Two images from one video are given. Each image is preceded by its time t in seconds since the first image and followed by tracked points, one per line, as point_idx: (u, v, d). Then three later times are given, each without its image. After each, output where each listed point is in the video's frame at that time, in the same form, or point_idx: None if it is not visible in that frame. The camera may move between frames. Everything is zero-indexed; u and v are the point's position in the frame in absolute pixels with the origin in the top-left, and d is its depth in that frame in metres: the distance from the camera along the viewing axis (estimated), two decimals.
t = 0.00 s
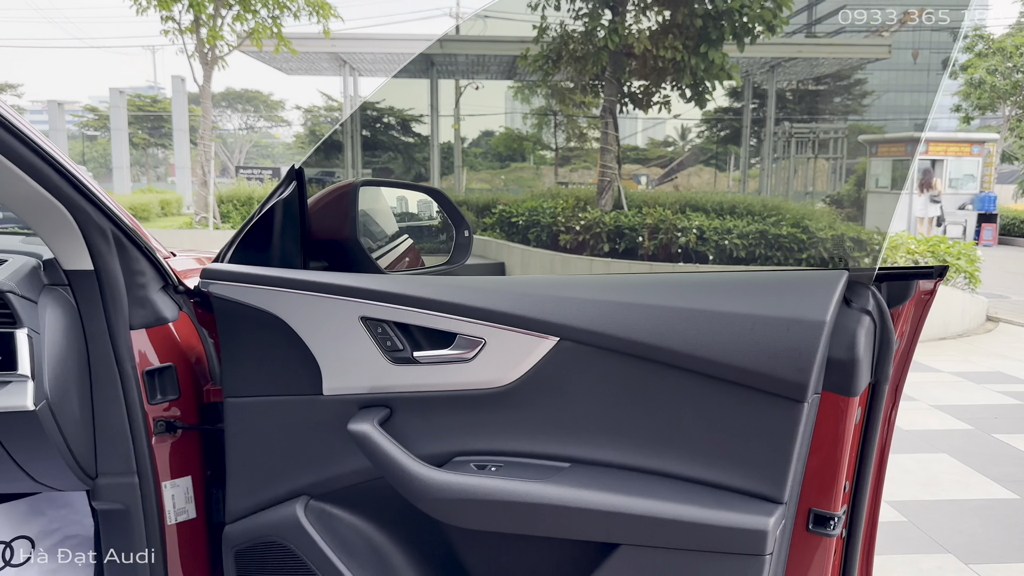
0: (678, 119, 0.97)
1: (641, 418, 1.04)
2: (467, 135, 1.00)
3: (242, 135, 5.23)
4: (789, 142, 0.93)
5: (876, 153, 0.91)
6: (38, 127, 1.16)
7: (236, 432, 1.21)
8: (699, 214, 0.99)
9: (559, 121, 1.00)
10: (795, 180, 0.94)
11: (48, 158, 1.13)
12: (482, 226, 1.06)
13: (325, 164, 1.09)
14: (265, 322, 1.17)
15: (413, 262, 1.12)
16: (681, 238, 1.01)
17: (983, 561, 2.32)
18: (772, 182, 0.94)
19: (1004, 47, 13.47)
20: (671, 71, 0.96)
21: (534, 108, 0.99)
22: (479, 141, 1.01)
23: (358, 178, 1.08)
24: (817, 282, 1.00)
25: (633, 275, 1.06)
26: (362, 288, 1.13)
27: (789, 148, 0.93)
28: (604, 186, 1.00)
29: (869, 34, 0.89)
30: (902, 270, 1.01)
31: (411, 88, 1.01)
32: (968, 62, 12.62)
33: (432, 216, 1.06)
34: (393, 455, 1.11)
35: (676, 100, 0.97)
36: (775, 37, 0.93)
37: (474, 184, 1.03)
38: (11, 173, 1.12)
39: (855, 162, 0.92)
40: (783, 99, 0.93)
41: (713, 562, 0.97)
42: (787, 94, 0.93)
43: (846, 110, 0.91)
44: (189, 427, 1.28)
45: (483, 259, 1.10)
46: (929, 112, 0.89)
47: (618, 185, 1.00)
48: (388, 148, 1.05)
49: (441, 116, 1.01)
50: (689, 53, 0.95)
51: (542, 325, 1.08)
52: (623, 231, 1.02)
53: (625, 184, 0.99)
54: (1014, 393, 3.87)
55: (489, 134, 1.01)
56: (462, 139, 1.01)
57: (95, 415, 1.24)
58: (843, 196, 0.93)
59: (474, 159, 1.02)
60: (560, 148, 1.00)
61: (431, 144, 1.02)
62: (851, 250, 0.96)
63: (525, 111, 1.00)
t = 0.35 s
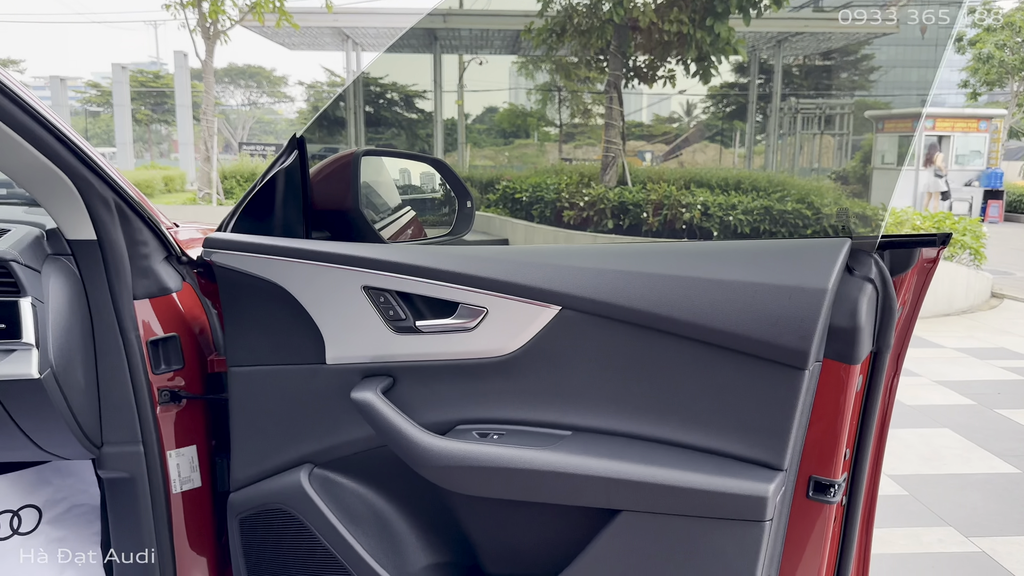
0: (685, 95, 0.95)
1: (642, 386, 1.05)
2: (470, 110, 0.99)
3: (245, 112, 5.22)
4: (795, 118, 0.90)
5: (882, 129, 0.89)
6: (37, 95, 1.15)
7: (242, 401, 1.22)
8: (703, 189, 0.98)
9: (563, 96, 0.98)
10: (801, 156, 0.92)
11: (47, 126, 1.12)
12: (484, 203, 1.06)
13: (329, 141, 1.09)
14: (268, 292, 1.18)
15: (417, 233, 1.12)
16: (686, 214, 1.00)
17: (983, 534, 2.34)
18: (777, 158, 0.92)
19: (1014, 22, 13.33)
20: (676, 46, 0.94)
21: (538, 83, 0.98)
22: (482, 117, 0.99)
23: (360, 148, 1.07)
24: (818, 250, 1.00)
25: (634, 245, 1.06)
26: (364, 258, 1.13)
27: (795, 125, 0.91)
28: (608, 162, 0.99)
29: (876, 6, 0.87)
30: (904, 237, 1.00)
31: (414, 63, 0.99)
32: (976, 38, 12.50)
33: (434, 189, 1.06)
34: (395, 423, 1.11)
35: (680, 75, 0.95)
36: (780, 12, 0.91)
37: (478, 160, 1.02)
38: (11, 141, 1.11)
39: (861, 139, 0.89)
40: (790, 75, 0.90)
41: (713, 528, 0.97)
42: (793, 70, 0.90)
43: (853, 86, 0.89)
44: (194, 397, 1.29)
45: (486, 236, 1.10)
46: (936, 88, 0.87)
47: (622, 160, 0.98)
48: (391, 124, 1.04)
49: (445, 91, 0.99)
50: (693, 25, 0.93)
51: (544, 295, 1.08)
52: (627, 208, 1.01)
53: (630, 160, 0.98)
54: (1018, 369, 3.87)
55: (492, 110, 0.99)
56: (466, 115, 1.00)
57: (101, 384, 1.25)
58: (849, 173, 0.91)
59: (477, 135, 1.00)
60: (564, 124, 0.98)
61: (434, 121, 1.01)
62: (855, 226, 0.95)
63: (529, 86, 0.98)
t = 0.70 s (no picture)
0: (689, 70, 0.94)
1: (644, 358, 1.05)
2: (474, 88, 0.98)
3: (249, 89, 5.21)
4: (801, 95, 0.90)
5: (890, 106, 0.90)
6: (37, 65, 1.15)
7: (246, 373, 1.23)
8: (708, 165, 0.97)
9: (568, 73, 0.96)
10: (807, 134, 0.92)
11: (47, 96, 1.12)
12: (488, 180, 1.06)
13: (332, 118, 1.08)
14: (271, 265, 1.18)
15: (419, 207, 1.13)
16: (691, 190, 1.00)
17: (985, 510, 2.35)
18: (784, 135, 0.92)
19: None
20: (682, 20, 0.94)
21: (542, 60, 0.95)
22: (486, 94, 0.98)
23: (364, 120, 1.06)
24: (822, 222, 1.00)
25: (637, 217, 1.05)
26: (367, 230, 1.13)
27: (801, 102, 0.90)
28: (613, 138, 0.97)
29: None
30: (908, 206, 1.00)
31: (416, 38, 0.98)
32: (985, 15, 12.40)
33: (438, 164, 1.07)
34: (398, 395, 1.12)
35: (687, 51, 0.94)
36: None
37: (482, 138, 1.01)
38: (12, 112, 1.11)
39: (868, 116, 0.91)
40: (797, 52, 0.90)
41: (714, 498, 0.98)
42: (801, 46, 0.90)
43: (860, 62, 0.90)
44: (199, 369, 1.30)
45: (489, 213, 1.10)
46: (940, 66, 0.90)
47: (627, 137, 0.97)
48: (393, 101, 1.02)
49: (449, 68, 0.97)
50: None
51: (547, 268, 1.08)
52: (631, 184, 1.01)
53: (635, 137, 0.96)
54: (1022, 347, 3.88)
55: (496, 87, 0.97)
56: (469, 92, 0.98)
57: (106, 356, 1.25)
58: (855, 151, 0.93)
59: (482, 112, 0.99)
60: (568, 101, 0.96)
61: (437, 97, 1.00)
62: (859, 200, 0.97)
63: (533, 63, 0.95)
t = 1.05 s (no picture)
0: (696, 47, 0.95)
1: (645, 330, 1.05)
2: (478, 65, 1.00)
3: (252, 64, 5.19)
4: (809, 72, 0.90)
5: (896, 83, 0.89)
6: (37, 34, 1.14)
7: (249, 345, 1.24)
8: (714, 142, 0.99)
9: (572, 50, 0.98)
10: (812, 112, 0.92)
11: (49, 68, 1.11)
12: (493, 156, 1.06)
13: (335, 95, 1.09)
14: (274, 236, 1.18)
15: (421, 181, 1.14)
16: (696, 168, 1.01)
17: (986, 485, 2.36)
18: (790, 112, 0.92)
19: None
20: None
21: (547, 36, 0.98)
22: (489, 71, 1.00)
23: (365, 94, 1.07)
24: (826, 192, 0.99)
25: (639, 188, 1.05)
26: (369, 202, 1.13)
27: (809, 79, 0.90)
28: (617, 116, 0.98)
29: None
30: (911, 177, 1.00)
31: (419, 14, 1.00)
32: None
33: (440, 138, 1.08)
34: (400, 366, 1.13)
35: (691, 27, 0.95)
36: None
37: (485, 115, 1.03)
38: (14, 83, 1.10)
39: (874, 94, 0.90)
40: (803, 28, 0.89)
41: (714, 469, 0.98)
42: (808, 22, 0.89)
43: (867, 39, 0.89)
44: (202, 342, 1.31)
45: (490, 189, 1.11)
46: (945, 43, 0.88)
47: (630, 115, 0.98)
48: (398, 78, 1.04)
49: (452, 44, 1.00)
50: None
51: (550, 240, 1.08)
52: (636, 162, 1.02)
53: (640, 114, 0.97)
54: None
55: (500, 65, 1.00)
56: (473, 69, 1.01)
57: (110, 329, 1.26)
58: (861, 129, 0.92)
59: (485, 90, 1.01)
60: (573, 78, 0.98)
61: (441, 74, 1.02)
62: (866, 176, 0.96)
63: (538, 39, 0.99)
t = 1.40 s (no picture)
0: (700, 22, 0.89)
1: (647, 301, 1.05)
2: (481, 40, 0.90)
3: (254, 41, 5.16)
4: (815, 48, 0.85)
5: (902, 60, 0.88)
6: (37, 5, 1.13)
7: (252, 316, 1.24)
8: (720, 119, 0.90)
9: (577, 25, 0.89)
10: (819, 89, 0.87)
11: (50, 39, 1.11)
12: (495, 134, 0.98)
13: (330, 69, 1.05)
14: (276, 208, 1.18)
15: (425, 154, 1.10)
16: (700, 143, 0.92)
17: (987, 461, 2.37)
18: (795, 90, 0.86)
19: None
20: None
21: (551, 11, 0.88)
22: (494, 48, 0.90)
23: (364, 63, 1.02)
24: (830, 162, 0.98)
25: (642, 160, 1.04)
26: (371, 174, 1.13)
27: (814, 54, 0.85)
28: (623, 91, 0.89)
29: None
30: (914, 148, 0.99)
31: None
32: None
33: (441, 113, 1.02)
34: (402, 337, 1.13)
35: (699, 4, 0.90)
36: None
37: (489, 92, 0.92)
38: (13, 54, 1.10)
39: (881, 70, 0.88)
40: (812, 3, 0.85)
41: (713, 439, 0.99)
42: None
43: (874, 15, 0.86)
44: (206, 314, 1.32)
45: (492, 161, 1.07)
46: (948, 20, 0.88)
47: (636, 90, 0.89)
48: (399, 54, 0.96)
49: (456, 19, 0.92)
50: None
51: (551, 212, 1.08)
52: (641, 139, 0.93)
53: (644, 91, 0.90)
54: None
55: (504, 40, 0.90)
56: (477, 45, 0.91)
57: (115, 301, 1.26)
58: (868, 106, 0.90)
59: (489, 66, 0.91)
60: (578, 54, 0.89)
61: (443, 49, 0.93)
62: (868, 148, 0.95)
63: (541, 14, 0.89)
